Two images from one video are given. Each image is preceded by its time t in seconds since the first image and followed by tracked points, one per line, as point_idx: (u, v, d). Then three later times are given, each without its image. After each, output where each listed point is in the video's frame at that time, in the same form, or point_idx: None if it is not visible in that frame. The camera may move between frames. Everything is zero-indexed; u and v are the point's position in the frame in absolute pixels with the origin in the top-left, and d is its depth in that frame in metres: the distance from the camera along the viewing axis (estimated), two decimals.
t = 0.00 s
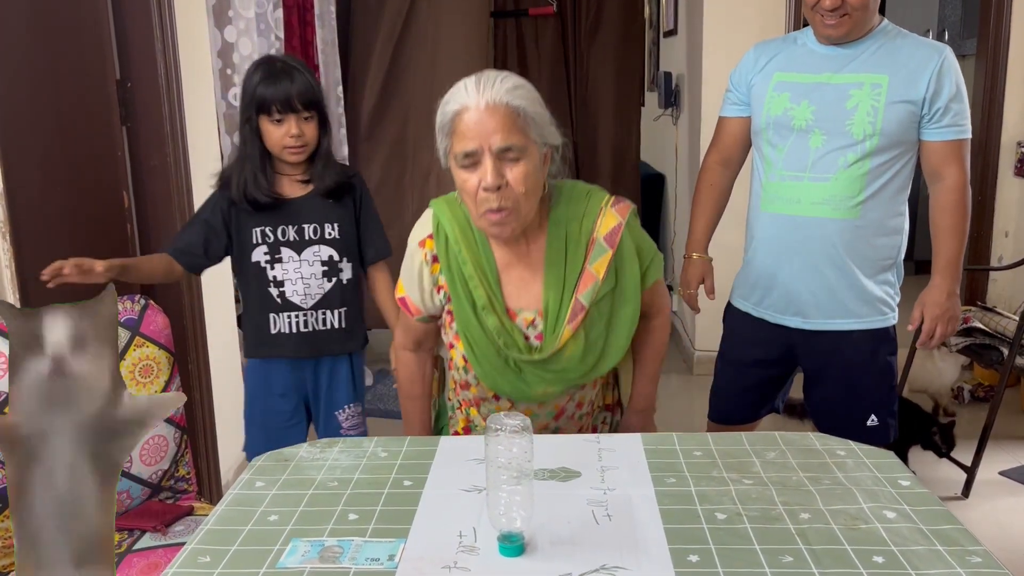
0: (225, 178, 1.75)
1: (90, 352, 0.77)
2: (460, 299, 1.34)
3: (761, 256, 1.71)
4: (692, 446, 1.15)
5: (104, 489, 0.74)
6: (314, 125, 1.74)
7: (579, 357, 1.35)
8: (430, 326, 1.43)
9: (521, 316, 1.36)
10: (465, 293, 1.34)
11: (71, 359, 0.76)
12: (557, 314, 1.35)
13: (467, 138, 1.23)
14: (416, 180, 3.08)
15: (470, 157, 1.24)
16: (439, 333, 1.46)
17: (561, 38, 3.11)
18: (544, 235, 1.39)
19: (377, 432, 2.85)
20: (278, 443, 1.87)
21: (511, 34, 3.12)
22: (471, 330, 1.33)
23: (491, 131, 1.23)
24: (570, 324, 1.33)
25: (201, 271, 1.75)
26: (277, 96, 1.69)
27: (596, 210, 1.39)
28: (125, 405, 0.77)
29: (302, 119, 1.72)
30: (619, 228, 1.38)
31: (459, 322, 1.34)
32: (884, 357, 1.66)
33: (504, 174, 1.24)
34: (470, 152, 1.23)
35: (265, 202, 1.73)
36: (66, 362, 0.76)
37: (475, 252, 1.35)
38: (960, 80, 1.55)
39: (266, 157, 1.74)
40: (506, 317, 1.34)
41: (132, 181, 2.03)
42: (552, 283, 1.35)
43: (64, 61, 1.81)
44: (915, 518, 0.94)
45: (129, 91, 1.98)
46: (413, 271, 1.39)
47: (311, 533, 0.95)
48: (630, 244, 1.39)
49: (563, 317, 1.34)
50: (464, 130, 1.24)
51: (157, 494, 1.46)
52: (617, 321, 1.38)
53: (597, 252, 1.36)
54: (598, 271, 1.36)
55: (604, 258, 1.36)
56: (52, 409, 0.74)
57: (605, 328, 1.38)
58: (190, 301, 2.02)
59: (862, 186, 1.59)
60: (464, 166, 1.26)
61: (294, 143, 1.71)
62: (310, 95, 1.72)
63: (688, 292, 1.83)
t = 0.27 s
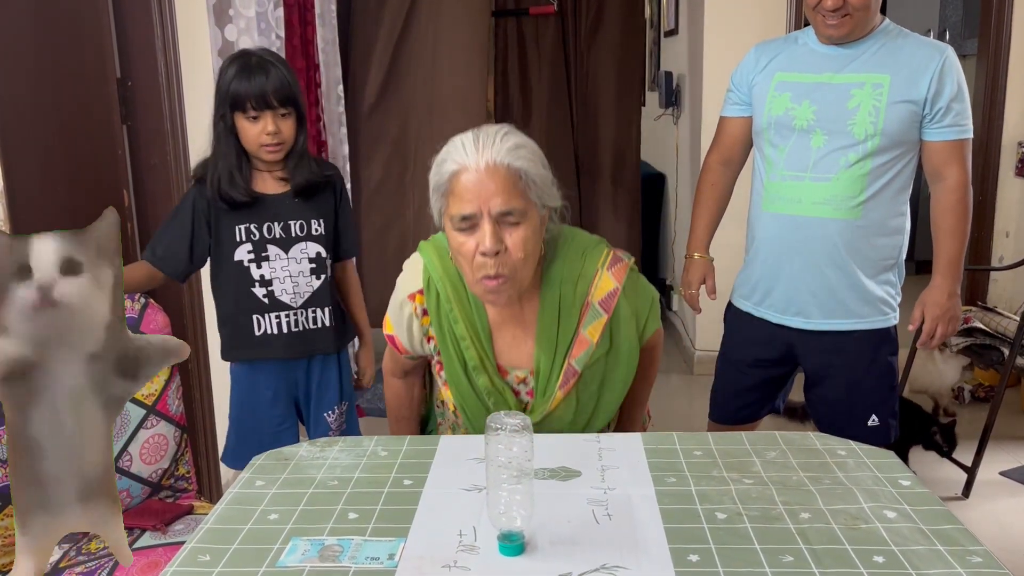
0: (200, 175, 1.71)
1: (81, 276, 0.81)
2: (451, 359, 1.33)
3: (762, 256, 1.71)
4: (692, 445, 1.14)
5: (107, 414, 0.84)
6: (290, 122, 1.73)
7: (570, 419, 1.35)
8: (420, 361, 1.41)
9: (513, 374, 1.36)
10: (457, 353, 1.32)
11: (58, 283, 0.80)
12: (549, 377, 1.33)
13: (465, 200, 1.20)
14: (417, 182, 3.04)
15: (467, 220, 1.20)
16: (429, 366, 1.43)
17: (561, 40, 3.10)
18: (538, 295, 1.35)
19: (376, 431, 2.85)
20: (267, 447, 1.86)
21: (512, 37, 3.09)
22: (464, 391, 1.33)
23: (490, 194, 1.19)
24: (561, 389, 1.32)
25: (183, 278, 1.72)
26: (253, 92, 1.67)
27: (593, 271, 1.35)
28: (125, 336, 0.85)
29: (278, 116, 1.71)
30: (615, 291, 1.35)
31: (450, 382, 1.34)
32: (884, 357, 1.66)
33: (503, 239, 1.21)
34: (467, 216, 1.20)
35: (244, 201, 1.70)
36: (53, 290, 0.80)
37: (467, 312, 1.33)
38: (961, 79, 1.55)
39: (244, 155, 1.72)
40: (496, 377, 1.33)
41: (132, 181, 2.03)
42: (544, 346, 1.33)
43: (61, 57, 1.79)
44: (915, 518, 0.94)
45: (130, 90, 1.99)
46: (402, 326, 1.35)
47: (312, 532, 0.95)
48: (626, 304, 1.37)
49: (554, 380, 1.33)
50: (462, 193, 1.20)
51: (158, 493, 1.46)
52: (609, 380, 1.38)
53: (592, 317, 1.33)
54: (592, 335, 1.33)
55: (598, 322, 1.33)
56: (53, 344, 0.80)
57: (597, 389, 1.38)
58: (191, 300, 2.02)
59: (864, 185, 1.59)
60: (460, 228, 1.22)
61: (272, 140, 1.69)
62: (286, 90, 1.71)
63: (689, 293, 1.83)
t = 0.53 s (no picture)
0: (193, 170, 1.71)
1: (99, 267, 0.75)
2: (443, 395, 1.31)
3: (762, 256, 1.71)
4: (692, 445, 1.15)
5: (126, 408, 0.79)
6: (283, 121, 1.72)
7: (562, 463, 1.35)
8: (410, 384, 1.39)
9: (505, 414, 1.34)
10: (449, 392, 1.31)
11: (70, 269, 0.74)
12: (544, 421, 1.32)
13: (471, 234, 1.20)
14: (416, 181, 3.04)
15: (472, 255, 1.20)
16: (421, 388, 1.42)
17: (562, 40, 3.10)
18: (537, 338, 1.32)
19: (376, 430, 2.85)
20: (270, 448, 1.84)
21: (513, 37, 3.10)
22: (454, 430, 1.33)
23: (499, 230, 1.19)
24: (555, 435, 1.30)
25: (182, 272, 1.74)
26: (244, 91, 1.66)
27: (595, 318, 1.33)
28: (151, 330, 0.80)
29: (270, 114, 1.70)
30: (616, 340, 1.32)
31: (442, 418, 1.32)
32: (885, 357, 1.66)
33: (510, 276, 1.20)
34: (472, 251, 1.19)
35: (235, 199, 1.70)
36: (65, 274, 0.74)
37: (462, 352, 1.31)
38: (961, 79, 1.55)
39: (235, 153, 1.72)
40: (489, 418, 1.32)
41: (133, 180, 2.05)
42: (539, 391, 1.30)
43: (63, 53, 1.79)
44: (915, 518, 0.94)
45: (130, 89, 2.01)
46: (394, 357, 1.34)
47: (312, 531, 0.95)
48: (626, 352, 1.35)
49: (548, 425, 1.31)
50: (469, 226, 1.20)
51: (158, 491, 1.46)
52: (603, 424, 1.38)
53: (591, 364, 1.31)
54: (591, 383, 1.31)
55: (598, 370, 1.31)
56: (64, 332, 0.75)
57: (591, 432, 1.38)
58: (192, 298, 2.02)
59: (864, 185, 1.59)
60: (463, 261, 1.21)
61: (264, 139, 1.69)
62: (278, 89, 1.70)
63: (689, 293, 1.83)
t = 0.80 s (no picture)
0: (190, 169, 1.71)
1: (138, 313, 0.80)
2: (441, 407, 1.32)
3: (761, 257, 1.71)
4: (691, 445, 1.15)
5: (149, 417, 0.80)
6: (282, 122, 1.71)
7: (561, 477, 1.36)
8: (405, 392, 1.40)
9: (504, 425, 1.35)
10: (447, 405, 1.32)
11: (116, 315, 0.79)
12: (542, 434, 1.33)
13: (476, 250, 1.19)
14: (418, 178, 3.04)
15: (476, 271, 1.19)
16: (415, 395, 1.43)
17: (563, 40, 3.09)
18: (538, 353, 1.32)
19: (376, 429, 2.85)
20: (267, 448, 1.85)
21: (513, 37, 3.08)
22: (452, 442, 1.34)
23: (505, 246, 1.19)
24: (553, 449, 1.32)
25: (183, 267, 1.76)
26: (242, 91, 1.65)
27: (598, 336, 1.32)
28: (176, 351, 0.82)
29: (268, 115, 1.69)
30: (619, 358, 1.32)
31: (439, 427, 1.34)
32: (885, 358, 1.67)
33: (513, 293, 1.20)
34: (477, 268, 1.19)
35: (232, 200, 1.69)
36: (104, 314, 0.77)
37: (461, 364, 1.31)
38: (963, 80, 1.55)
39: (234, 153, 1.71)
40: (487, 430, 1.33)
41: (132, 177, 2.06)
42: (539, 407, 1.31)
43: (61, 50, 1.79)
44: (915, 519, 0.94)
45: (131, 87, 2.02)
46: (390, 367, 1.34)
47: (312, 531, 0.95)
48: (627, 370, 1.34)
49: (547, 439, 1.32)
50: (474, 242, 1.19)
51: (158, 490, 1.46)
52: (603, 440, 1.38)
53: (592, 382, 1.31)
54: (591, 400, 1.31)
55: (599, 389, 1.31)
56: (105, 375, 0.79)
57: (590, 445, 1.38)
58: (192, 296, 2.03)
59: (864, 186, 1.59)
60: (467, 277, 1.21)
61: (262, 140, 1.68)
62: (277, 89, 1.69)
63: (690, 293, 1.83)
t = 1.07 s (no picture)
0: (189, 170, 1.70)
1: (150, 292, 0.84)
2: (440, 402, 1.32)
3: (761, 257, 1.71)
4: (692, 446, 1.15)
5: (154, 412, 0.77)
6: (281, 123, 1.71)
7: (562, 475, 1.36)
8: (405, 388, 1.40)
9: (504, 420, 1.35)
10: (448, 400, 1.32)
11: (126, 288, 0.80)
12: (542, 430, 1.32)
13: (472, 251, 1.18)
14: (419, 177, 3.04)
15: (472, 271, 1.19)
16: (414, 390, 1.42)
17: (564, 40, 3.08)
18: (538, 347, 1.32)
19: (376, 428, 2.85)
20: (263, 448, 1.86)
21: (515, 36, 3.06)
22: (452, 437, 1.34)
23: (500, 246, 1.18)
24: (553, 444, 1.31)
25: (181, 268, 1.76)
26: (242, 92, 1.65)
27: (598, 329, 1.32)
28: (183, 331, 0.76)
29: (268, 116, 1.69)
30: (619, 353, 1.32)
31: (438, 422, 1.33)
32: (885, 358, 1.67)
33: (511, 292, 1.20)
34: (473, 267, 1.18)
35: (231, 201, 1.68)
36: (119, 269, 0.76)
37: (461, 358, 1.31)
38: (965, 81, 1.55)
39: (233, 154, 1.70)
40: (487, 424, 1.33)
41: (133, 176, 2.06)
42: (539, 401, 1.31)
43: (62, 48, 1.79)
44: (915, 521, 0.94)
45: (133, 86, 2.01)
46: (389, 362, 1.34)
47: (313, 531, 0.95)
48: (627, 365, 1.34)
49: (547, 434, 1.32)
50: (470, 243, 1.19)
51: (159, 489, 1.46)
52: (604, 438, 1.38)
53: (592, 377, 1.31)
54: (591, 394, 1.30)
55: (598, 383, 1.31)
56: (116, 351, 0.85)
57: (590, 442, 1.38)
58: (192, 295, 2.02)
59: (864, 187, 1.59)
60: (463, 277, 1.21)
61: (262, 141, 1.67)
62: (277, 91, 1.69)
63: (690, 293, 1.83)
